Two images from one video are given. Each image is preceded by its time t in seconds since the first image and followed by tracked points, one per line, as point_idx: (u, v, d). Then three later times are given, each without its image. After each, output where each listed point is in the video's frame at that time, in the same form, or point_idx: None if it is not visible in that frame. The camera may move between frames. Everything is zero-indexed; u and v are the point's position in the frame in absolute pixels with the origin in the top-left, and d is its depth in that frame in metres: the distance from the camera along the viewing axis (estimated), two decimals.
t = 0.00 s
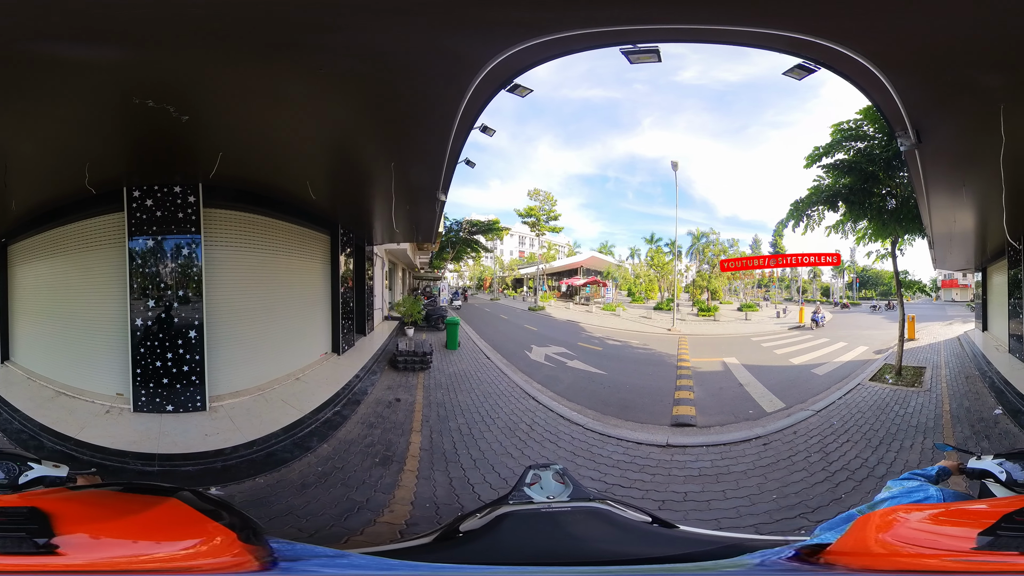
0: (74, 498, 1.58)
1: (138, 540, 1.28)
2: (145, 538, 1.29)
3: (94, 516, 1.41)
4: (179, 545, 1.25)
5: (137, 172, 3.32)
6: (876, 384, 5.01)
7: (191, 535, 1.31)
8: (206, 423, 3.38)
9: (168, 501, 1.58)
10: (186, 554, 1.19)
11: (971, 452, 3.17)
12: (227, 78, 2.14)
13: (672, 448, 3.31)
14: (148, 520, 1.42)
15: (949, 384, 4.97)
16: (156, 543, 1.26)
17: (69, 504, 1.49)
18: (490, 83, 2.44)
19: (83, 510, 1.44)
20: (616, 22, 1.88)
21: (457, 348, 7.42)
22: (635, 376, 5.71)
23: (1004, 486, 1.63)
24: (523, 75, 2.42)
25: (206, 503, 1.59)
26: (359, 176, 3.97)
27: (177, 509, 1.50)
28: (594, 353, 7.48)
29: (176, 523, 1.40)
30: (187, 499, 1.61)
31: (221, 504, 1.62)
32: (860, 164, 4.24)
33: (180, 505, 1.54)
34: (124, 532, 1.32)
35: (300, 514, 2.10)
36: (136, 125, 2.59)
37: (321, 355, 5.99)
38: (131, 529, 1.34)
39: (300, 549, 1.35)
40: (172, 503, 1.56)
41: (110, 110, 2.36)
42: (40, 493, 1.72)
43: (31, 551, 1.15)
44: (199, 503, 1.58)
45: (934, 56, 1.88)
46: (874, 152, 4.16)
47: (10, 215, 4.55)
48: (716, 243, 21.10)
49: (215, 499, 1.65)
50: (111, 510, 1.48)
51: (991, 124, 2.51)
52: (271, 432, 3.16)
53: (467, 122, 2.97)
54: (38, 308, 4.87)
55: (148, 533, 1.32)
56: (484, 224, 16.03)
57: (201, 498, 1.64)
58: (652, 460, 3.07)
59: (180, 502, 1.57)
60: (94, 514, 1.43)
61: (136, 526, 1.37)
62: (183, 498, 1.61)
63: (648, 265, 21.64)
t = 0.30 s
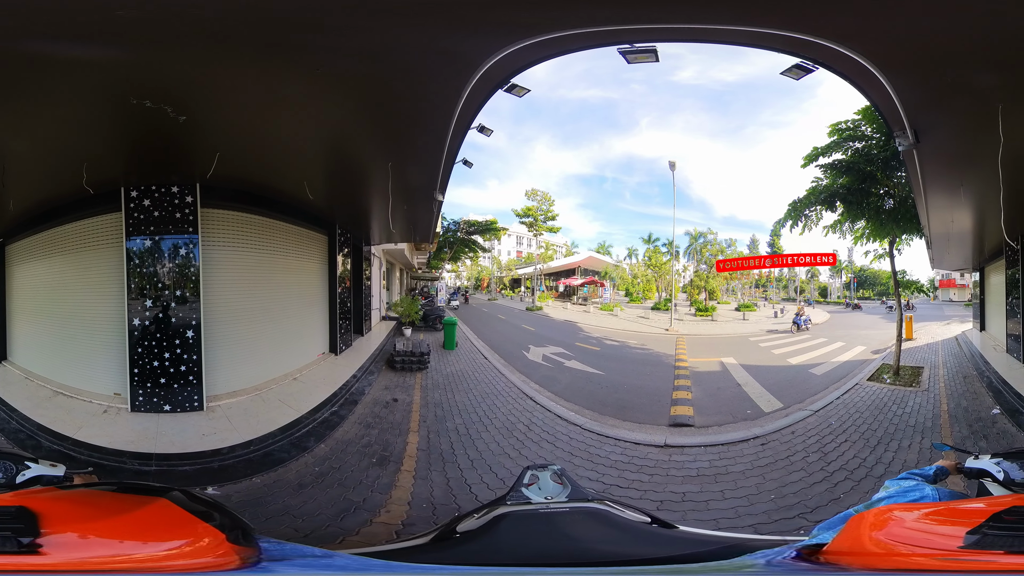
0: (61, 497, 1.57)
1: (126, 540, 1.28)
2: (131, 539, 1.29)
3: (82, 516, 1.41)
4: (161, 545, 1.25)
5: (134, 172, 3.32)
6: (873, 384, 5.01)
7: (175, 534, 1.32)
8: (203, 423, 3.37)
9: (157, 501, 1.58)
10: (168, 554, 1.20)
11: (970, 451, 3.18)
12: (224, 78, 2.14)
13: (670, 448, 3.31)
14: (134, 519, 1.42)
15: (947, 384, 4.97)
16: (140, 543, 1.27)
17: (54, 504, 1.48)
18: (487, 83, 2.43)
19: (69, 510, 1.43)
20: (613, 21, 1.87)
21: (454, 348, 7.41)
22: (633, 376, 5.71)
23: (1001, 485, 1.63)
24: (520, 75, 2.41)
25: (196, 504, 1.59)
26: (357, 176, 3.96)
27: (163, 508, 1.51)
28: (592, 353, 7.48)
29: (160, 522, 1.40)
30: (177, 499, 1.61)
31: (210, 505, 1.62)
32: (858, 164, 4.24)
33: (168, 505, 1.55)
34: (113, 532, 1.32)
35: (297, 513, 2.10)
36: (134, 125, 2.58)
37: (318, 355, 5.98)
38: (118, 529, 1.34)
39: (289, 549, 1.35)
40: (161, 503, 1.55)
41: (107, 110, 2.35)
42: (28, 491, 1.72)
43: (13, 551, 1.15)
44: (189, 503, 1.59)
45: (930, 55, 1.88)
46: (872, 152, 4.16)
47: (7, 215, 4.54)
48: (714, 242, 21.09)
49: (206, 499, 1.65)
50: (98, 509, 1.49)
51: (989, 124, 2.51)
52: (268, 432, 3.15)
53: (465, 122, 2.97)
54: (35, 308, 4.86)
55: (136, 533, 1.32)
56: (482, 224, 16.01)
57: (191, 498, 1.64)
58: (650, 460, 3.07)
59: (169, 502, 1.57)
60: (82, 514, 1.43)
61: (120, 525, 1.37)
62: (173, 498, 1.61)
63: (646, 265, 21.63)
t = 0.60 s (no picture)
0: (53, 496, 1.56)
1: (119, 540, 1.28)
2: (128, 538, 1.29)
3: (76, 514, 1.41)
4: (152, 544, 1.26)
5: (133, 172, 3.32)
6: (872, 384, 5.01)
7: (168, 534, 1.32)
8: (202, 423, 3.38)
9: (149, 500, 1.58)
10: (159, 553, 1.20)
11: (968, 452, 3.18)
12: (223, 78, 2.14)
13: (669, 448, 3.31)
14: (127, 519, 1.42)
15: (945, 384, 4.97)
16: (134, 541, 1.27)
17: (48, 502, 1.48)
18: (485, 83, 2.43)
19: (63, 508, 1.43)
20: (610, 21, 1.87)
21: (453, 348, 7.41)
22: (631, 375, 5.71)
23: (1001, 486, 1.64)
24: (518, 74, 2.41)
25: (189, 503, 1.59)
26: (356, 176, 3.96)
27: (156, 507, 1.51)
28: (591, 353, 7.48)
29: (152, 522, 1.40)
30: (170, 498, 1.61)
31: (203, 504, 1.62)
32: (857, 164, 4.24)
33: (160, 502, 1.56)
34: (106, 532, 1.31)
35: (295, 513, 2.10)
36: (133, 125, 2.58)
37: (317, 356, 5.98)
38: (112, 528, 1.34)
39: (283, 548, 1.36)
40: (153, 502, 1.56)
41: (106, 110, 2.35)
42: (22, 490, 1.71)
43: (7, 549, 1.15)
44: (182, 503, 1.58)
45: (928, 55, 1.88)
46: (870, 152, 4.16)
47: (6, 215, 4.54)
48: (713, 242, 21.10)
49: (200, 499, 1.65)
50: (91, 507, 1.49)
51: (987, 124, 2.51)
52: (267, 432, 3.15)
53: (463, 122, 2.96)
54: (34, 308, 4.86)
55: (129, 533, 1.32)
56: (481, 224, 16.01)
57: (184, 497, 1.64)
58: (648, 461, 3.07)
59: (162, 501, 1.57)
60: (76, 511, 1.43)
61: (113, 523, 1.37)
62: (166, 497, 1.61)
63: (645, 265, 21.64)
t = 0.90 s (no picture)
0: (48, 497, 1.56)
1: (115, 540, 1.28)
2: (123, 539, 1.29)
3: (72, 513, 1.42)
4: (146, 544, 1.26)
5: (134, 172, 3.32)
6: (872, 385, 5.02)
7: (163, 534, 1.33)
8: (202, 423, 3.38)
9: (144, 500, 1.58)
10: (154, 553, 1.21)
11: (967, 453, 3.19)
12: (223, 78, 2.14)
13: (668, 448, 3.31)
14: (123, 520, 1.42)
15: (945, 384, 4.98)
16: (130, 541, 1.28)
17: (43, 503, 1.48)
18: (485, 83, 2.43)
19: (58, 509, 1.43)
20: (609, 21, 1.87)
21: (453, 348, 7.42)
22: (631, 375, 5.72)
23: (1000, 487, 1.63)
24: (518, 75, 2.41)
25: (185, 503, 1.60)
26: (356, 176, 3.96)
27: (151, 508, 1.51)
28: (591, 353, 7.48)
29: (147, 523, 1.41)
30: (165, 498, 1.61)
31: (199, 504, 1.63)
32: (856, 164, 4.24)
33: (155, 503, 1.57)
34: (101, 533, 1.31)
35: (296, 513, 2.11)
36: (134, 125, 2.58)
37: (317, 355, 5.98)
38: (109, 528, 1.34)
39: (286, 548, 1.36)
40: (148, 502, 1.56)
41: (107, 110, 2.35)
42: (21, 491, 1.71)
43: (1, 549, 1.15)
44: (178, 502, 1.59)
45: (928, 56, 1.89)
46: (870, 152, 4.16)
47: (7, 215, 4.55)
48: (713, 242, 21.12)
49: (195, 499, 1.65)
50: (86, 507, 1.49)
51: (987, 124, 2.52)
52: (267, 432, 3.16)
53: (463, 122, 2.96)
54: (35, 308, 4.87)
55: (125, 533, 1.32)
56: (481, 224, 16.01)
57: (179, 497, 1.65)
58: (648, 460, 3.08)
59: (156, 501, 1.58)
60: (72, 511, 1.43)
61: (107, 524, 1.38)
62: (161, 497, 1.62)
63: (645, 265, 21.65)
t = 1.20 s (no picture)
0: (45, 496, 1.57)
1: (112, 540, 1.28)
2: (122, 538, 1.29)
3: (70, 512, 1.42)
4: (142, 543, 1.26)
5: (135, 172, 3.32)
6: (873, 384, 5.01)
7: (161, 534, 1.33)
8: (204, 423, 3.38)
9: (141, 498, 1.59)
10: (150, 553, 1.21)
11: (968, 454, 3.18)
12: (225, 79, 2.15)
13: (669, 448, 3.31)
14: (121, 519, 1.41)
15: (946, 384, 4.97)
16: (128, 541, 1.28)
17: (42, 502, 1.48)
18: (486, 83, 2.43)
19: (57, 508, 1.44)
20: (610, 21, 1.88)
21: (454, 348, 7.42)
22: (632, 375, 5.72)
23: (1000, 487, 1.63)
24: (519, 75, 2.42)
25: (180, 501, 1.60)
26: (356, 176, 3.96)
27: (148, 507, 1.51)
28: (591, 353, 7.48)
29: (145, 522, 1.41)
30: (161, 497, 1.62)
31: (194, 501, 1.64)
32: (857, 164, 4.24)
33: (152, 501, 1.57)
34: (102, 531, 1.31)
35: (299, 512, 2.11)
36: (136, 125, 2.58)
37: (318, 355, 5.99)
38: (106, 527, 1.35)
39: (289, 546, 1.37)
40: (145, 501, 1.57)
41: (109, 110, 2.35)
42: (22, 490, 1.72)
43: (4, 548, 1.16)
44: (175, 501, 1.60)
45: (929, 56, 1.89)
46: (871, 152, 4.17)
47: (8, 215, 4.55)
48: (714, 242, 21.11)
49: (191, 497, 1.66)
50: (86, 506, 1.50)
51: (988, 124, 2.51)
52: (269, 432, 3.16)
53: (464, 122, 2.96)
54: (36, 308, 4.88)
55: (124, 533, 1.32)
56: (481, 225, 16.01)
57: (176, 495, 1.66)
58: (648, 460, 3.08)
59: (153, 499, 1.59)
60: (70, 510, 1.44)
61: (108, 522, 1.38)
62: (157, 495, 1.63)
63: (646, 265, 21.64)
